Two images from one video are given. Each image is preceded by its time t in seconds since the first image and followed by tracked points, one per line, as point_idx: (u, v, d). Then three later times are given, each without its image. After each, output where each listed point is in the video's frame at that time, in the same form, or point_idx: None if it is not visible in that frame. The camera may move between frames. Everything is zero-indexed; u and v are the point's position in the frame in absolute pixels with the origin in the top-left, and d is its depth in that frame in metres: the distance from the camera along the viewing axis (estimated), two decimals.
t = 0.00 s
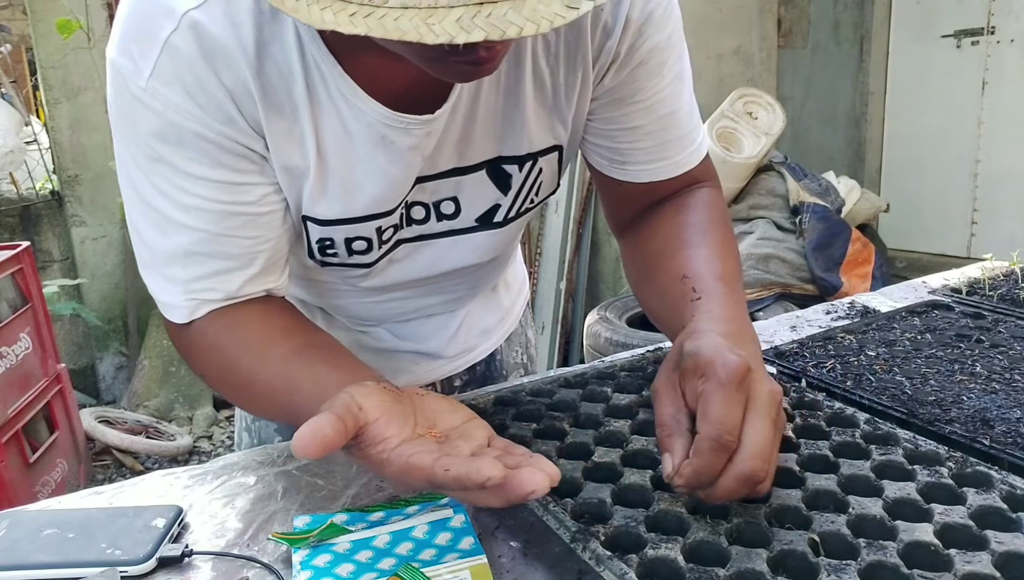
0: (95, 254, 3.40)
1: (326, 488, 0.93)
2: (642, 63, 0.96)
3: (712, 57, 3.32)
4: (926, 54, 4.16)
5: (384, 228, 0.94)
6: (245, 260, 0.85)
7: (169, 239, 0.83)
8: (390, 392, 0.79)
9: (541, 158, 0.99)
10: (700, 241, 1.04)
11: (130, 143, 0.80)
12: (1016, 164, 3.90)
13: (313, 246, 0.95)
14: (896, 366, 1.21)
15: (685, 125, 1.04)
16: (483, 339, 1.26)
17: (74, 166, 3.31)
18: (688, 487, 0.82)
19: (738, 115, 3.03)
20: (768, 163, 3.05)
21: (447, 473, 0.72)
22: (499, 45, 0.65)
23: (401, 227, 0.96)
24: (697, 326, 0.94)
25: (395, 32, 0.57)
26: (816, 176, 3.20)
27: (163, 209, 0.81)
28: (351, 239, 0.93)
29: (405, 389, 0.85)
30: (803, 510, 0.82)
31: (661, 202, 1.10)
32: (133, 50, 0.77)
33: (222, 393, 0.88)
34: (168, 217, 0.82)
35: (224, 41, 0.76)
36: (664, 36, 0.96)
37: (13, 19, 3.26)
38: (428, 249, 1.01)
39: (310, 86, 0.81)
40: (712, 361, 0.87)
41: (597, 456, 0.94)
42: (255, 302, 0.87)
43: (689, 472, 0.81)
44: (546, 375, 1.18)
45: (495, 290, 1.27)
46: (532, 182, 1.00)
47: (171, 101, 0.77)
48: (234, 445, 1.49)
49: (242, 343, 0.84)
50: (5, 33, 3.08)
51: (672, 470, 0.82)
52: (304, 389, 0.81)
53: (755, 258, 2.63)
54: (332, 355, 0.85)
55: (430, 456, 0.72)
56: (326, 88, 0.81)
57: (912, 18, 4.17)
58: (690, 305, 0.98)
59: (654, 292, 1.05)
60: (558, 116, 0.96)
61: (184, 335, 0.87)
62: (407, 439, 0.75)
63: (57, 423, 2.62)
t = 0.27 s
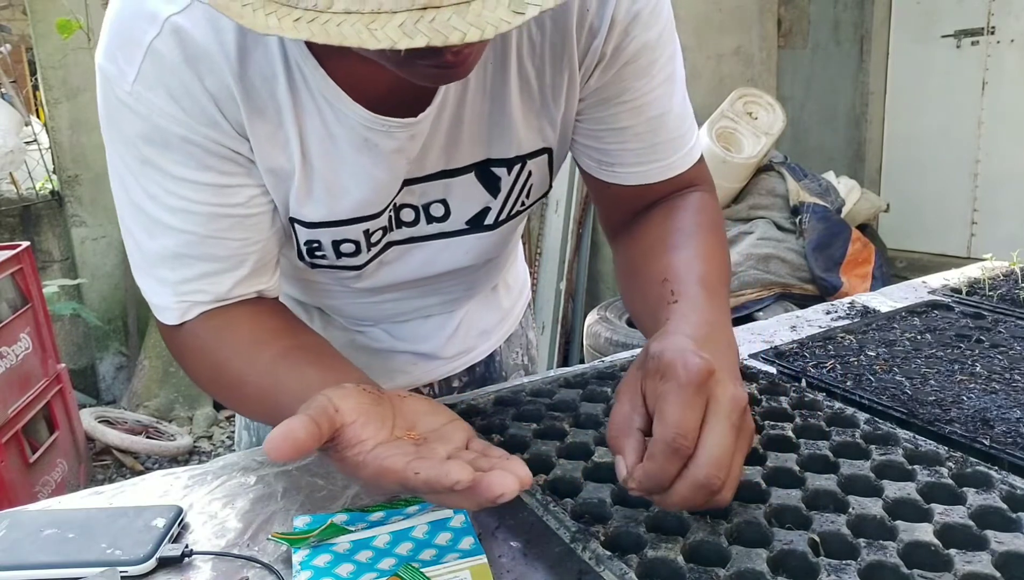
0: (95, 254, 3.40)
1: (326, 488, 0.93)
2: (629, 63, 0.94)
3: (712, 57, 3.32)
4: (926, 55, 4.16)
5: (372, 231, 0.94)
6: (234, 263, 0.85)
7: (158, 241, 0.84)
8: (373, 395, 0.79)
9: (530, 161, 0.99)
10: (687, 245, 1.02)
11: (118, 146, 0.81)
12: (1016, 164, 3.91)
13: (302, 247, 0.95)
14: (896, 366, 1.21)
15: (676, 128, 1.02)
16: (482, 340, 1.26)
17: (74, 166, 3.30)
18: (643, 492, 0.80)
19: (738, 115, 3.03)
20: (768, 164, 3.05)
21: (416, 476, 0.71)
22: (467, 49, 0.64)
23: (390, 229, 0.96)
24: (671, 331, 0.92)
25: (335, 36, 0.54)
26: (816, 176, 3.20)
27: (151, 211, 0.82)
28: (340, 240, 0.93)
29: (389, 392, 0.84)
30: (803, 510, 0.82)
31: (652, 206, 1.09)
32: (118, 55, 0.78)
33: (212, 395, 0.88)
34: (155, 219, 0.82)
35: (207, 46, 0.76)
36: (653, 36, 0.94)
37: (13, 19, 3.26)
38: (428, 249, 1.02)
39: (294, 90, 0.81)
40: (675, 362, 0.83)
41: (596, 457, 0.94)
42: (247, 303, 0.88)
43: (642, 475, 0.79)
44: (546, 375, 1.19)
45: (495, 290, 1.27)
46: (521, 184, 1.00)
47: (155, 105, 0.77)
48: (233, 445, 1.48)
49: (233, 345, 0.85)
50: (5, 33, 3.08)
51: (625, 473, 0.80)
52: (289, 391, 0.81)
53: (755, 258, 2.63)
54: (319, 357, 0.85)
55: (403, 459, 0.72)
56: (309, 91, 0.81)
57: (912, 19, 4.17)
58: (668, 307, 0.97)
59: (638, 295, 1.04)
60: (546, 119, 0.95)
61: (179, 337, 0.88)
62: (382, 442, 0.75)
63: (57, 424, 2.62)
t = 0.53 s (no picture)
0: (95, 254, 3.40)
1: (326, 488, 0.93)
2: (624, 62, 0.94)
3: (712, 57, 3.32)
4: (926, 55, 4.16)
5: (365, 232, 0.94)
6: (227, 262, 0.85)
7: (151, 241, 0.84)
8: (371, 396, 0.78)
9: (525, 161, 0.98)
10: (693, 251, 0.99)
11: (112, 146, 0.82)
12: (1016, 164, 3.91)
13: (295, 246, 0.95)
14: (897, 366, 1.21)
15: (674, 127, 1.00)
16: (481, 340, 1.26)
17: (74, 166, 3.30)
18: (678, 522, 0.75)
19: (738, 115, 3.03)
20: (768, 164, 3.04)
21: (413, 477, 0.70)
22: (453, 46, 0.63)
23: (384, 230, 0.96)
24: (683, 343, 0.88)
25: (314, 30, 0.54)
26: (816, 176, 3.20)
27: (144, 210, 0.82)
28: (331, 240, 0.94)
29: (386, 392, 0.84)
30: (803, 510, 0.82)
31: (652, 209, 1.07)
32: (110, 53, 0.79)
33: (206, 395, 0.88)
34: (149, 218, 0.83)
35: (196, 44, 0.77)
36: (648, 35, 0.94)
37: (13, 19, 3.26)
38: (427, 249, 1.02)
39: (286, 89, 0.81)
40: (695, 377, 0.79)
41: (596, 456, 0.94)
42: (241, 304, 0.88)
43: (676, 501, 0.74)
44: (546, 375, 1.19)
45: (494, 291, 1.27)
46: (516, 185, 1.00)
47: (147, 104, 0.78)
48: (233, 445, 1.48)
49: (227, 345, 0.85)
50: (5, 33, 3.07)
51: (661, 502, 0.75)
52: (283, 393, 0.81)
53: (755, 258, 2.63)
54: (313, 357, 0.85)
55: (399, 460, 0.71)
56: (301, 91, 0.81)
57: (912, 19, 4.17)
58: (678, 317, 0.93)
59: (644, 305, 1.01)
60: (541, 118, 0.95)
61: (173, 337, 0.88)
62: (379, 442, 0.73)
63: (57, 423, 2.62)
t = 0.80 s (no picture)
0: (96, 254, 3.40)
1: (326, 488, 0.93)
2: (631, 61, 0.94)
3: (712, 57, 3.32)
4: (926, 55, 4.16)
5: (385, 223, 0.94)
6: (275, 243, 0.82)
7: (198, 228, 0.80)
8: (467, 392, 0.81)
9: (537, 156, 0.99)
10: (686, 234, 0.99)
11: (146, 135, 0.78)
12: (1016, 164, 3.91)
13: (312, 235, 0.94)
14: (897, 366, 1.21)
15: (677, 125, 1.01)
16: (486, 338, 1.26)
17: (74, 166, 3.30)
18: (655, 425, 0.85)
19: (738, 115, 3.02)
20: (767, 164, 3.04)
21: (555, 471, 0.76)
22: (473, 32, 0.65)
23: (400, 223, 0.96)
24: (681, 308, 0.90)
25: None
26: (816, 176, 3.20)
27: (188, 196, 0.78)
28: (351, 231, 0.93)
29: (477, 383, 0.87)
30: (803, 510, 0.82)
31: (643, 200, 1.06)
32: (137, 40, 0.76)
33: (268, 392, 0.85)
34: (193, 204, 0.79)
35: (225, 23, 0.75)
36: (654, 36, 0.94)
37: (13, 19, 3.26)
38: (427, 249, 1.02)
39: (312, 71, 0.80)
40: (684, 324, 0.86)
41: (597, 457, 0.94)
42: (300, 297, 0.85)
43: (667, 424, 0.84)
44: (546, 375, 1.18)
45: (499, 289, 1.27)
46: (528, 179, 1.00)
47: (183, 84, 0.75)
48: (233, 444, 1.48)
49: (297, 342, 0.82)
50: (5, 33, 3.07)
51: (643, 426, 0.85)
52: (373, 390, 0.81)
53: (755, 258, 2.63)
54: (383, 354, 0.84)
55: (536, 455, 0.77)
56: (328, 73, 0.81)
57: (912, 19, 4.17)
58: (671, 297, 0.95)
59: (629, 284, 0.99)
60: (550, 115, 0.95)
61: (231, 335, 0.84)
62: (499, 435, 0.79)
63: (57, 423, 2.62)
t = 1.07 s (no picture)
0: (95, 254, 3.40)
1: (327, 488, 0.93)
2: (657, 61, 0.96)
3: (712, 57, 3.32)
4: (926, 55, 4.16)
5: (401, 224, 0.94)
6: (285, 247, 0.83)
7: (209, 230, 0.82)
8: (443, 398, 0.79)
9: (554, 160, 0.99)
10: (725, 251, 1.00)
11: (167, 135, 0.80)
12: (1016, 164, 3.91)
13: (329, 236, 0.94)
14: (897, 366, 1.21)
15: (701, 126, 1.02)
16: (495, 337, 1.26)
17: (74, 166, 3.30)
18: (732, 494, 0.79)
19: (738, 115, 3.02)
20: (767, 164, 3.04)
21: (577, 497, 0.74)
22: (517, 39, 0.67)
23: (416, 225, 0.96)
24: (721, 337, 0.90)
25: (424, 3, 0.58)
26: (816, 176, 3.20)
27: (203, 198, 0.80)
28: (368, 231, 0.93)
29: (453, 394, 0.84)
30: (802, 510, 0.82)
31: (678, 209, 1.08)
32: (167, 44, 0.78)
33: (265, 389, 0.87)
34: (207, 206, 0.80)
35: (254, 30, 0.76)
36: (680, 37, 0.96)
37: (13, 19, 3.26)
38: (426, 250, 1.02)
39: (336, 78, 0.82)
40: (739, 367, 0.83)
41: (598, 457, 0.94)
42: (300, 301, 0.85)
43: (733, 479, 0.78)
44: (546, 376, 1.18)
45: (506, 289, 1.27)
46: (545, 182, 1.00)
47: (207, 89, 0.77)
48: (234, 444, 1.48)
49: (291, 342, 0.83)
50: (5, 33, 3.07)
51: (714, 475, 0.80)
52: (360, 390, 0.81)
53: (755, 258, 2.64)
54: (378, 357, 0.84)
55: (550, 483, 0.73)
56: (352, 80, 0.82)
57: (912, 19, 4.17)
58: (713, 315, 0.95)
59: (677, 302, 1.02)
60: (571, 119, 0.96)
61: (232, 331, 0.85)
62: (462, 444, 0.75)
63: (57, 423, 2.62)
